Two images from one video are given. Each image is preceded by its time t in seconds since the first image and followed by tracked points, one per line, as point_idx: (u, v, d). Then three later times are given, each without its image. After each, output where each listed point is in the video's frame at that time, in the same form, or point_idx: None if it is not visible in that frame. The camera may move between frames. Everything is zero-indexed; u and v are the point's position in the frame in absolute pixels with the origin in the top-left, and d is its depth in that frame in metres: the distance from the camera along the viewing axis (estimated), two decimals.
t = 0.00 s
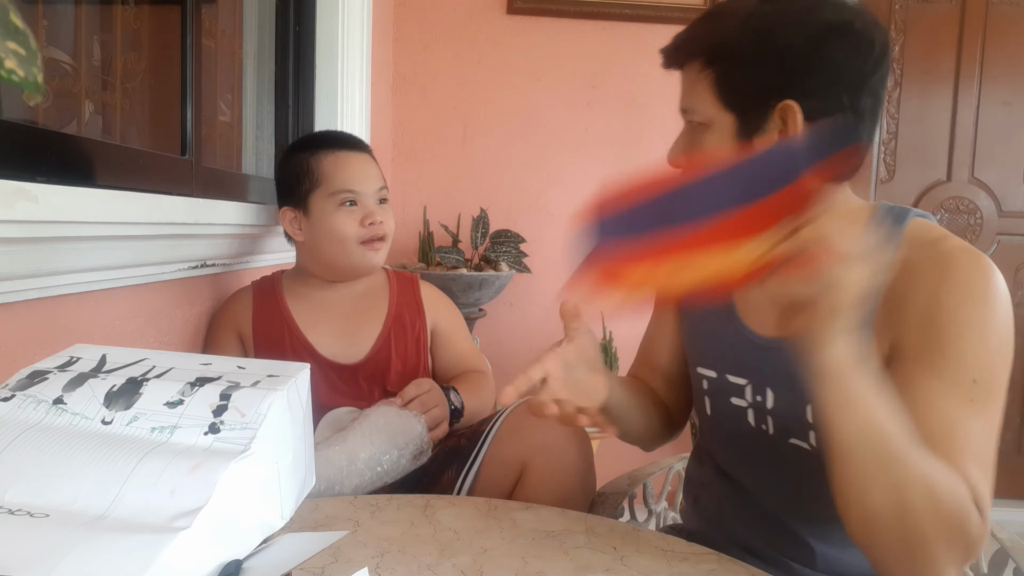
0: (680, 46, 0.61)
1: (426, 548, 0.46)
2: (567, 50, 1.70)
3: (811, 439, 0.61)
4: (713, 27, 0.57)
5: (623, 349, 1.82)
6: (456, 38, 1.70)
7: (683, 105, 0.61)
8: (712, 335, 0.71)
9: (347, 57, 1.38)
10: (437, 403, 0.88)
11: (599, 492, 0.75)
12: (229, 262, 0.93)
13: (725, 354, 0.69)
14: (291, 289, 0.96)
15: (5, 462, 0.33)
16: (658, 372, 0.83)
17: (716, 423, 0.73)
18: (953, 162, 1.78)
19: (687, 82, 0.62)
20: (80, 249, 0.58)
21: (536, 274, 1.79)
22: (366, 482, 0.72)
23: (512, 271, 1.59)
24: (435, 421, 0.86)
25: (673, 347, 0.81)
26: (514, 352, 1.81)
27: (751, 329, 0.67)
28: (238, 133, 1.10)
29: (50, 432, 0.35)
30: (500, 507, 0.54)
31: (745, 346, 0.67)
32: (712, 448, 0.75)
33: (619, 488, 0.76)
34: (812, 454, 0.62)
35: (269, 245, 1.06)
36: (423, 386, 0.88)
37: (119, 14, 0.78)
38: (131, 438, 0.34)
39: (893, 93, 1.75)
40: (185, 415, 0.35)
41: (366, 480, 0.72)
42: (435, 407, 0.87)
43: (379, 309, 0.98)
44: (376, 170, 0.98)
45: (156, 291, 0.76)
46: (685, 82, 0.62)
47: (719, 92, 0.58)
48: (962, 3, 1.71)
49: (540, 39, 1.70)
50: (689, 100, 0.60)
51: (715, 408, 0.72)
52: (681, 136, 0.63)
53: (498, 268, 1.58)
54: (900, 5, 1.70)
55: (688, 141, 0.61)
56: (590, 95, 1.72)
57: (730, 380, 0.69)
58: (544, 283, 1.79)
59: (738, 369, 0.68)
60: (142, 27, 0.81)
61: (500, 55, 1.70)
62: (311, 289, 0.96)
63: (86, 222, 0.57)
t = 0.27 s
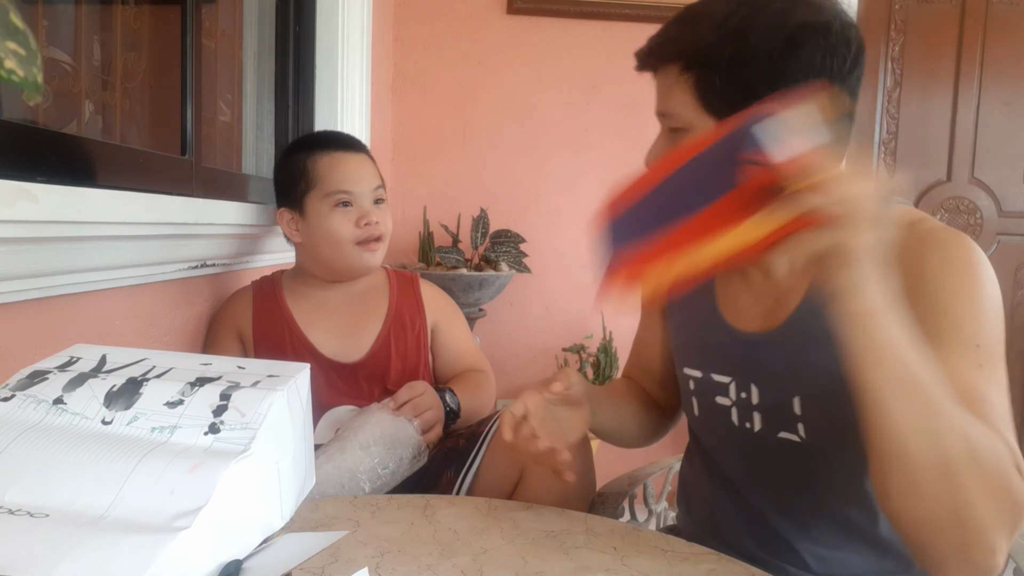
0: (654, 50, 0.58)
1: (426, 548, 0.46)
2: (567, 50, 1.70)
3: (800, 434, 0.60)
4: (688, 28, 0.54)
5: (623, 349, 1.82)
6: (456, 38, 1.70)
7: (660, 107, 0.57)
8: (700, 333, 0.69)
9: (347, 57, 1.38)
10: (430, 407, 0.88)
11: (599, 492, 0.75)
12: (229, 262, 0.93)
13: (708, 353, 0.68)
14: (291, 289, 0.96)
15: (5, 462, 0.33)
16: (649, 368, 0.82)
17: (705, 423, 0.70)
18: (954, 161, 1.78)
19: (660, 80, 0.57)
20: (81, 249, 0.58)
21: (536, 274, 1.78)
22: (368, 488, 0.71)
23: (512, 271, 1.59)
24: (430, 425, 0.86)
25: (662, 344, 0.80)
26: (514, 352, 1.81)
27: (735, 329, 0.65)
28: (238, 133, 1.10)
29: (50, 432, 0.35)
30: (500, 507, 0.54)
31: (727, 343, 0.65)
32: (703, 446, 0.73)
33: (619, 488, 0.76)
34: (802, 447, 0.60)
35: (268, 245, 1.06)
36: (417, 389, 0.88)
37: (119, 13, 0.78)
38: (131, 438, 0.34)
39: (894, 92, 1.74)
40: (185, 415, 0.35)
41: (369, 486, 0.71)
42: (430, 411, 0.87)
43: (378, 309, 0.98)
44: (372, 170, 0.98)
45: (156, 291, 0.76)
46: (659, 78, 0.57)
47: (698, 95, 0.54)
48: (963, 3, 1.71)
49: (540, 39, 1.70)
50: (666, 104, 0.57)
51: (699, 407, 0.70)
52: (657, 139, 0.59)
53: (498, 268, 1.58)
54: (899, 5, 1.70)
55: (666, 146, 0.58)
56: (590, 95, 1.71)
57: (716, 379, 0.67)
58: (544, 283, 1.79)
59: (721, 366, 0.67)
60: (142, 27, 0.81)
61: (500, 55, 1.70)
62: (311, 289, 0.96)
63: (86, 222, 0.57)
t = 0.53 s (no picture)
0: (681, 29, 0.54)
1: (425, 548, 0.46)
2: (567, 50, 1.70)
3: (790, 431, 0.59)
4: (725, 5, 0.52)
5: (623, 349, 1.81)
6: (457, 38, 1.70)
7: (699, 78, 0.52)
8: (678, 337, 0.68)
9: (347, 58, 1.38)
10: (430, 406, 0.88)
11: (599, 492, 0.75)
12: (229, 262, 0.93)
13: (690, 357, 0.67)
14: (291, 289, 0.96)
15: (5, 462, 0.33)
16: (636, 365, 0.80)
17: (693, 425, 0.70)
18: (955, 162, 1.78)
19: (685, 55, 0.53)
20: (81, 248, 0.58)
21: (536, 274, 1.78)
22: (368, 487, 0.71)
23: (513, 271, 1.59)
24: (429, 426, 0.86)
25: (643, 342, 0.79)
26: (514, 351, 1.81)
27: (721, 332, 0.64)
28: (238, 133, 1.10)
29: (50, 432, 0.35)
30: (500, 507, 0.54)
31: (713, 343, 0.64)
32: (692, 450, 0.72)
33: (619, 488, 0.76)
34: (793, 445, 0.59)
35: (268, 245, 1.06)
36: (416, 389, 0.88)
37: (119, 14, 0.78)
38: (131, 438, 0.34)
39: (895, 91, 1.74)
40: (185, 415, 0.35)
41: (369, 484, 0.71)
42: (429, 411, 0.87)
43: (378, 310, 0.98)
44: (369, 170, 0.98)
45: (156, 291, 0.76)
46: (679, 57, 0.53)
47: (750, 72, 0.51)
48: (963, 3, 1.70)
49: (540, 39, 1.70)
50: (708, 75, 0.51)
51: (685, 410, 0.70)
52: (685, 115, 0.52)
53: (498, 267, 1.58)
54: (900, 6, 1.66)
55: (705, 120, 0.52)
56: (591, 95, 1.71)
57: (699, 381, 0.67)
58: (544, 282, 1.79)
59: (705, 369, 0.66)
60: (142, 28, 0.81)
61: (500, 55, 1.70)
62: (311, 289, 0.96)
63: (86, 222, 0.57)
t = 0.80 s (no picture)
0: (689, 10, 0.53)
1: (425, 548, 0.46)
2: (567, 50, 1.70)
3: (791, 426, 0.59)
4: None
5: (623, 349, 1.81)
6: (456, 38, 1.70)
7: (717, 61, 0.51)
8: (670, 334, 0.68)
9: (346, 58, 1.38)
10: (430, 408, 0.88)
11: (599, 492, 0.75)
12: (229, 262, 0.93)
13: (684, 355, 0.67)
14: (291, 289, 0.96)
15: (4, 462, 0.33)
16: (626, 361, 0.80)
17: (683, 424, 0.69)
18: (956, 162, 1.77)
19: (698, 37, 0.52)
20: (81, 249, 0.58)
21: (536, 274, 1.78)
22: (368, 488, 0.71)
23: (512, 271, 1.59)
24: (428, 428, 0.86)
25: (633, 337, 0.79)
26: (513, 351, 1.81)
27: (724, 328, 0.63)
28: (238, 133, 1.10)
29: (50, 432, 0.35)
30: (500, 507, 0.54)
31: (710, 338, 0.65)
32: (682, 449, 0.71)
33: (619, 489, 0.76)
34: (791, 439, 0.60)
35: (268, 245, 1.06)
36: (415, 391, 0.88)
37: (119, 14, 0.78)
38: (131, 438, 0.34)
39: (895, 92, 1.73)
40: (185, 415, 0.35)
41: (368, 486, 0.71)
42: (428, 413, 0.87)
43: (378, 310, 0.98)
44: (366, 170, 0.97)
45: (156, 291, 0.76)
46: (691, 38, 0.52)
47: (765, 58, 0.51)
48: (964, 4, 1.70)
49: (540, 39, 1.69)
50: (727, 59, 0.51)
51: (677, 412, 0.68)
52: (700, 100, 0.52)
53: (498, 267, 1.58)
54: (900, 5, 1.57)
55: (722, 105, 0.52)
56: (591, 95, 1.71)
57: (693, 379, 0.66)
58: (544, 282, 1.79)
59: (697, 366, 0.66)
60: (142, 27, 0.81)
61: (500, 55, 1.70)
62: (311, 289, 0.96)
63: (86, 222, 0.57)
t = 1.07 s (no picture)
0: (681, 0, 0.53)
1: (426, 548, 0.46)
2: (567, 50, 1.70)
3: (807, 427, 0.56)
4: None
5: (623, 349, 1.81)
6: (456, 37, 1.70)
7: (724, 42, 0.50)
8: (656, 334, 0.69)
9: (346, 58, 1.38)
10: (430, 408, 0.88)
11: (599, 492, 0.74)
12: (229, 262, 0.93)
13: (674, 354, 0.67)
14: (291, 289, 0.96)
15: (5, 462, 0.33)
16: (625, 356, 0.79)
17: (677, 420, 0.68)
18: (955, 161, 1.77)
19: (702, 19, 0.51)
20: (81, 249, 0.58)
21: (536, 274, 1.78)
22: (367, 487, 0.71)
23: (512, 271, 1.59)
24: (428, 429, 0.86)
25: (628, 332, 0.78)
26: (513, 351, 1.81)
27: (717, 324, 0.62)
28: (238, 133, 1.10)
29: (50, 432, 0.35)
30: (500, 507, 0.54)
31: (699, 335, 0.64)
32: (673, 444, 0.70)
33: (619, 489, 0.76)
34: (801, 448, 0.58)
35: (268, 245, 1.06)
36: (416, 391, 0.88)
37: (119, 13, 0.78)
38: (131, 439, 0.34)
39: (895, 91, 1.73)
40: (185, 415, 0.35)
41: (367, 485, 0.71)
42: (428, 413, 0.87)
43: (378, 311, 0.98)
44: (363, 171, 0.97)
45: (156, 291, 0.76)
46: (696, 20, 0.51)
47: (772, 41, 0.50)
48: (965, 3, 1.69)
49: (540, 39, 1.69)
50: (734, 39, 0.49)
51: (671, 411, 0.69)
52: (706, 81, 0.50)
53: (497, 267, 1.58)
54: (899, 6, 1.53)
55: (729, 87, 0.50)
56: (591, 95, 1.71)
57: (686, 377, 0.66)
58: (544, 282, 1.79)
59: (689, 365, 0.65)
60: (141, 27, 0.81)
61: (500, 55, 1.70)
62: (311, 289, 0.96)
63: (85, 222, 0.57)
